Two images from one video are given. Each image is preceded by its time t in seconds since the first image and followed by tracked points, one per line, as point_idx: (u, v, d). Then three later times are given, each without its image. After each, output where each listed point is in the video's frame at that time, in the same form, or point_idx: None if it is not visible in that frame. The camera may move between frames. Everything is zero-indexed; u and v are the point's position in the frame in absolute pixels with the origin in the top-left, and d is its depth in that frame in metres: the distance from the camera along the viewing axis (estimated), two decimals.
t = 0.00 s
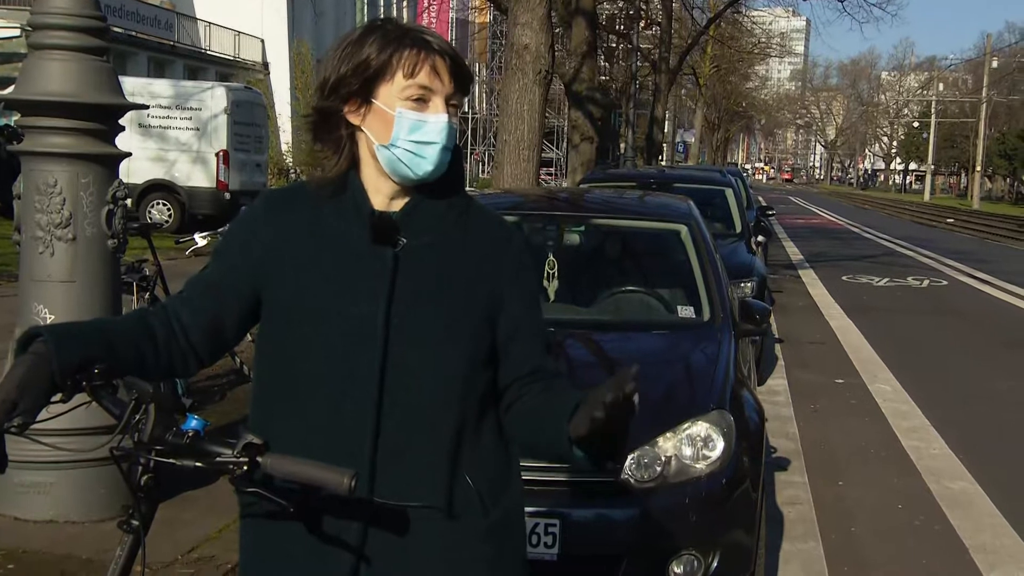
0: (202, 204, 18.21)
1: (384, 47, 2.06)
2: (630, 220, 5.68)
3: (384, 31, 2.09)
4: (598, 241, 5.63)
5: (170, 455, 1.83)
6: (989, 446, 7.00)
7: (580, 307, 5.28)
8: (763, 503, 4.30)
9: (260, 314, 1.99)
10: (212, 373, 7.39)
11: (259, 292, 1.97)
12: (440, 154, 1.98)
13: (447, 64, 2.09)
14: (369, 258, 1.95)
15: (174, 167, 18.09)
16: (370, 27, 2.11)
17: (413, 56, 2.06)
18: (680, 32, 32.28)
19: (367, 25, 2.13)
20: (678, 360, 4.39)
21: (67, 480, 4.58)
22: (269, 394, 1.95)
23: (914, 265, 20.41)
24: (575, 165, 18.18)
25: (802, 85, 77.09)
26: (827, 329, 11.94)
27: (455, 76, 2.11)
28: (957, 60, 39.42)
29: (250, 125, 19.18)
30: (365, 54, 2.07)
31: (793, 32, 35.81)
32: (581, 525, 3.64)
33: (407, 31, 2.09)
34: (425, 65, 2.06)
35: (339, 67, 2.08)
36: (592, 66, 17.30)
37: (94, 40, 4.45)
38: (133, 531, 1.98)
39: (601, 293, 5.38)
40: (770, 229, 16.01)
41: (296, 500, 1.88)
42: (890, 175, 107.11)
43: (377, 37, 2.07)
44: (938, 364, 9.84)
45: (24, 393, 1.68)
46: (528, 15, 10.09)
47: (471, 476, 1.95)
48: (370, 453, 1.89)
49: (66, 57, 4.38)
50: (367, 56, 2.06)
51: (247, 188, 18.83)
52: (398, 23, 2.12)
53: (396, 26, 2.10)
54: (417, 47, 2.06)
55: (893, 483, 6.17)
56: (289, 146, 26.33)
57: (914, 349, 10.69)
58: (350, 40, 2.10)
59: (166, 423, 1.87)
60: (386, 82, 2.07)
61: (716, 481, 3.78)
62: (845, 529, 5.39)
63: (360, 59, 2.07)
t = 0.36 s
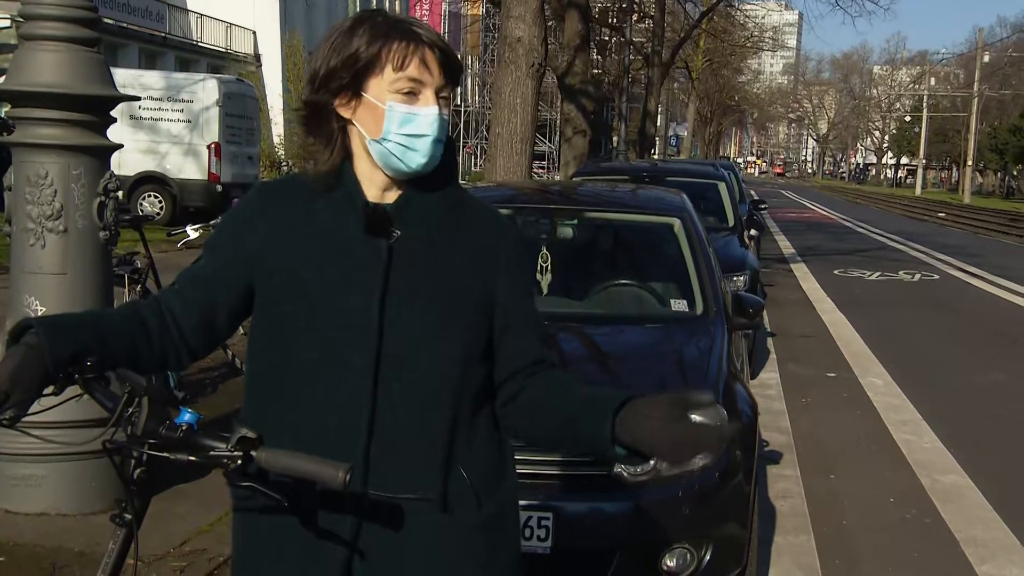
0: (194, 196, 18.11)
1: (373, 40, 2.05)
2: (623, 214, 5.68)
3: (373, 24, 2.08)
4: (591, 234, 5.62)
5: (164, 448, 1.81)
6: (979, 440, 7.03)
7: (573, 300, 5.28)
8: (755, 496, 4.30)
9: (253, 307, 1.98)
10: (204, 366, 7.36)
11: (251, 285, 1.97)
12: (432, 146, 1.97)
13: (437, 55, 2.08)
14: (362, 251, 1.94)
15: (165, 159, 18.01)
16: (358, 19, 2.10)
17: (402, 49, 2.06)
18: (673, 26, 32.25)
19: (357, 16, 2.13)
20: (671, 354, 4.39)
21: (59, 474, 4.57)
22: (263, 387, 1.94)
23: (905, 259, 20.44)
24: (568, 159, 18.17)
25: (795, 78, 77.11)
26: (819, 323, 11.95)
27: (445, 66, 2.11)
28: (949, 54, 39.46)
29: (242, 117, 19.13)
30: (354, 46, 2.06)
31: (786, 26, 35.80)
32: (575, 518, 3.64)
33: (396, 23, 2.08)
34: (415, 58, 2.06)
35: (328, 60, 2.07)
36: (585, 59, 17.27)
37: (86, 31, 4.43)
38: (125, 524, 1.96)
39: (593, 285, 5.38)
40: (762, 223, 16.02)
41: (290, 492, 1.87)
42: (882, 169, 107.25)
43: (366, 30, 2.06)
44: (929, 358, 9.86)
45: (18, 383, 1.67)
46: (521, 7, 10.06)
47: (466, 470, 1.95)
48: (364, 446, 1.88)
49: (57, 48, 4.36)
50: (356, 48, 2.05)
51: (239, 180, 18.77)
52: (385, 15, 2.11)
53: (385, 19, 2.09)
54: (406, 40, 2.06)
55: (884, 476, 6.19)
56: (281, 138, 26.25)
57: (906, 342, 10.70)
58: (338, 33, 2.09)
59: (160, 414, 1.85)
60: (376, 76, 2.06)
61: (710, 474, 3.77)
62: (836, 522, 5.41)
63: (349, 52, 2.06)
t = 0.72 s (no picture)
0: (192, 194, 18.11)
1: (374, 41, 2.04)
2: (622, 212, 5.66)
3: (372, 24, 2.07)
4: (589, 233, 5.62)
5: (165, 447, 1.80)
6: (978, 440, 7.03)
7: (572, 298, 5.27)
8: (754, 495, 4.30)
9: (254, 305, 1.97)
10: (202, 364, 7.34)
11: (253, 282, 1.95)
12: (434, 146, 1.96)
13: (438, 55, 2.07)
14: (364, 249, 1.93)
15: (163, 156, 17.99)
16: (358, 20, 2.09)
17: (403, 49, 2.05)
18: (671, 24, 32.24)
19: (356, 17, 2.12)
20: (670, 353, 4.38)
21: (57, 470, 4.56)
22: (264, 386, 1.94)
23: (903, 259, 20.45)
24: (566, 157, 18.17)
25: (793, 78, 77.16)
26: (816, 322, 11.95)
27: (446, 66, 2.10)
28: (947, 54, 39.47)
29: (240, 114, 19.11)
30: (354, 47, 2.05)
31: (784, 25, 35.79)
32: (574, 517, 3.63)
33: (396, 23, 2.08)
34: (415, 57, 2.05)
35: (328, 62, 2.06)
36: (583, 57, 17.26)
37: (85, 27, 4.41)
38: (126, 522, 1.95)
39: (593, 284, 5.37)
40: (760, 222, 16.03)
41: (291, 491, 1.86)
42: (879, 169, 107.32)
43: (365, 31, 2.06)
44: (927, 358, 9.86)
45: (18, 381, 1.66)
46: (520, 5, 10.04)
47: (468, 470, 1.94)
48: (366, 445, 1.87)
49: (55, 44, 4.34)
50: (357, 50, 2.04)
51: (236, 177, 18.76)
52: (385, 15, 2.10)
53: (384, 19, 2.08)
54: (406, 40, 2.05)
55: (882, 476, 6.18)
56: (279, 136, 26.23)
57: (904, 342, 10.70)
58: (338, 34, 2.08)
59: (160, 413, 1.84)
60: (376, 78, 2.05)
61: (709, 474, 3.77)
62: (835, 522, 5.41)
63: (349, 53, 2.05)
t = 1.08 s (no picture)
0: (185, 202, 18.07)
1: (352, 47, 2.05)
2: (615, 219, 5.66)
3: (349, 33, 2.08)
4: (583, 241, 5.63)
5: (159, 454, 1.80)
6: (972, 447, 7.04)
7: (566, 306, 5.28)
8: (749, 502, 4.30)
9: (251, 312, 1.97)
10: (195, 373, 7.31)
11: (249, 290, 1.95)
12: (418, 148, 1.96)
13: (416, 55, 2.06)
14: (361, 256, 1.93)
15: (156, 164, 18.00)
16: (337, 28, 2.11)
17: (379, 53, 2.05)
18: (664, 32, 32.33)
19: (337, 26, 2.13)
20: (665, 360, 4.39)
21: (51, 480, 4.54)
22: (262, 393, 1.93)
23: (896, 265, 20.49)
24: (559, 165, 18.19)
25: (786, 85, 77.39)
26: (810, 330, 11.96)
27: (428, 67, 2.09)
28: (938, 62, 39.63)
29: (233, 122, 19.10)
30: (335, 55, 2.06)
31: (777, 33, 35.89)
32: (568, 525, 3.63)
33: (374, 28, 2.08)
34: (392, 60, 2.05)
35: (313, 72, 2.08)
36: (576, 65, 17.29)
37: (79, 36, 4.41)
38: (121, 532, 1.95)
39: (587, 292, 5.37)
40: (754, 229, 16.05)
41: (287, 499, 1.86)
42: (871, 176, 107.59)
43: (345, 38, 2.07)
44: (921, 365, 9.88)
45: (13, 391, 1.65)
46: (513, 13, 10.05)
47: (464, 478, 1.94)
48: (362, 454, 1.87)
49: (48, 53, 4.34)
50: (337, 58, 2.06)
51: (229, 185, 18.73)
52: (365, 21, 2.11)
53: (363, 25, 2.09)
54: (382, 44, 2.05)
55: (877, 483, 6.19)
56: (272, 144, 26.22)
57: (898, 349, 10.72)
58: (319, 44, 2.09)
59: (155, 422, 1.83)
60: (357, 85, 2.06)
61: (704, 481, 3.77)
62: (830, 529, 5.40)
63: (331, 62, 2.07)
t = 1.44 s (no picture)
0: (185, 206, 18.14)
1: (357, 51, 2.05)
2: (613, 222, 5.65)
3: (349, 38, 2.08)
4: (582, 244, 5.63)
5: (160, 459, 1.79)
6: (972, 449, 7.03)
7: (566, 309, 5.27)
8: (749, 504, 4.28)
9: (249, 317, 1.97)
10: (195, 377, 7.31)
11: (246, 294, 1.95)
12: (433, 146, 1.98)
13: (422, 55, 2.09)
14: (357, 260, 1.93)
15: (155, 169, 17.99)
16: (334, 33, 2.10)
17: (389, 53, 2.06)
18: (663, 35, 32.36)
19: (332, 31, 2.12)
20: (665, 364, 4.38)
21: (51, 484, 4.54)
22: (261, 397, 1.93)
23: (896, 267, 20.49)
24: (558, 168, 18.19)
25: (785, 87, 77.43)
26: (810, 332, 11.95)
27: (431, 67, 2.12)
28: (937, 65, 39.65)
29: (233, 126, 19.10)
30: (338, 61, 2.05)
31: (775, 35, 35.90)
32: (568, 528, 3.63)
33: (374, 32, 2.08)
34: (401, 60, 2.07)
35: (313, 80, 2.06)
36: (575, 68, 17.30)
37: (79, 41, 4.42)
38: (121, 537, 1.95)
39: (586, 295, 5.37)
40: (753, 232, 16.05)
41: (287, 504, 1.86)
42: (871, 178, 107.59)
43: (347, 42, 2.06)
44: (921, 367, 9.88)
45: (12, 396, 1.65)
46: (512, 17, 10.06)
47: (464, 481, 1.94)
48: (362, 458, 1.87)
49: (48, 57, 4.35)
50: (342, 64, 2.05)
51: (229, 189, 18.74)
52: (363, 26, 2.12)
53: (363, 29, 2.09)
54: (389, 45, 2.07)
55: (878, 485, 6.19)
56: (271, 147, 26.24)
57: (898, 351, 10.72)
58: (317, 51, 2.08)
59: (155, 426, 1.83)
60: (366, 87, 2.06)
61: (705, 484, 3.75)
62: (830, 531, 5.40)
63: (334, 69, 2.05)
